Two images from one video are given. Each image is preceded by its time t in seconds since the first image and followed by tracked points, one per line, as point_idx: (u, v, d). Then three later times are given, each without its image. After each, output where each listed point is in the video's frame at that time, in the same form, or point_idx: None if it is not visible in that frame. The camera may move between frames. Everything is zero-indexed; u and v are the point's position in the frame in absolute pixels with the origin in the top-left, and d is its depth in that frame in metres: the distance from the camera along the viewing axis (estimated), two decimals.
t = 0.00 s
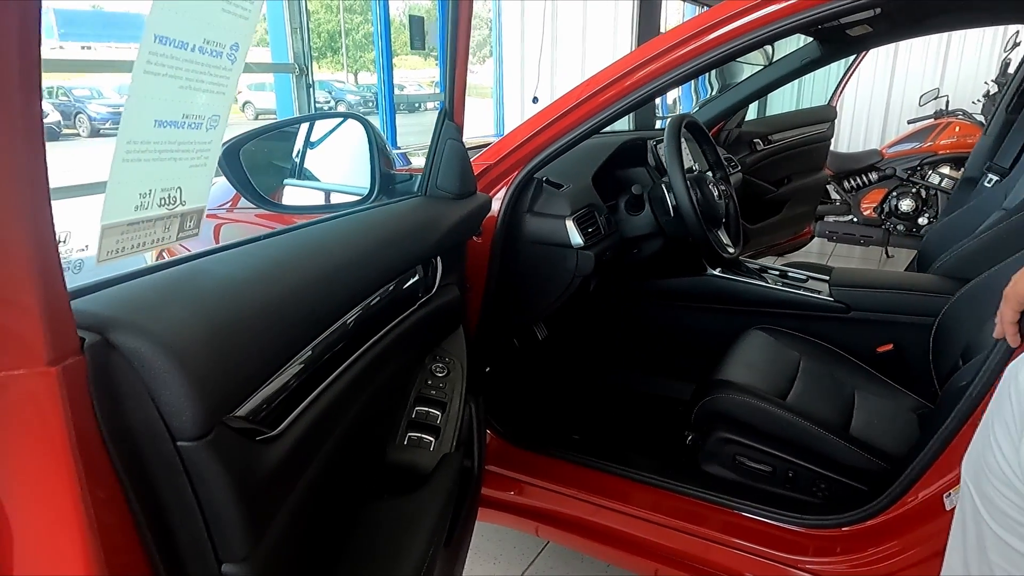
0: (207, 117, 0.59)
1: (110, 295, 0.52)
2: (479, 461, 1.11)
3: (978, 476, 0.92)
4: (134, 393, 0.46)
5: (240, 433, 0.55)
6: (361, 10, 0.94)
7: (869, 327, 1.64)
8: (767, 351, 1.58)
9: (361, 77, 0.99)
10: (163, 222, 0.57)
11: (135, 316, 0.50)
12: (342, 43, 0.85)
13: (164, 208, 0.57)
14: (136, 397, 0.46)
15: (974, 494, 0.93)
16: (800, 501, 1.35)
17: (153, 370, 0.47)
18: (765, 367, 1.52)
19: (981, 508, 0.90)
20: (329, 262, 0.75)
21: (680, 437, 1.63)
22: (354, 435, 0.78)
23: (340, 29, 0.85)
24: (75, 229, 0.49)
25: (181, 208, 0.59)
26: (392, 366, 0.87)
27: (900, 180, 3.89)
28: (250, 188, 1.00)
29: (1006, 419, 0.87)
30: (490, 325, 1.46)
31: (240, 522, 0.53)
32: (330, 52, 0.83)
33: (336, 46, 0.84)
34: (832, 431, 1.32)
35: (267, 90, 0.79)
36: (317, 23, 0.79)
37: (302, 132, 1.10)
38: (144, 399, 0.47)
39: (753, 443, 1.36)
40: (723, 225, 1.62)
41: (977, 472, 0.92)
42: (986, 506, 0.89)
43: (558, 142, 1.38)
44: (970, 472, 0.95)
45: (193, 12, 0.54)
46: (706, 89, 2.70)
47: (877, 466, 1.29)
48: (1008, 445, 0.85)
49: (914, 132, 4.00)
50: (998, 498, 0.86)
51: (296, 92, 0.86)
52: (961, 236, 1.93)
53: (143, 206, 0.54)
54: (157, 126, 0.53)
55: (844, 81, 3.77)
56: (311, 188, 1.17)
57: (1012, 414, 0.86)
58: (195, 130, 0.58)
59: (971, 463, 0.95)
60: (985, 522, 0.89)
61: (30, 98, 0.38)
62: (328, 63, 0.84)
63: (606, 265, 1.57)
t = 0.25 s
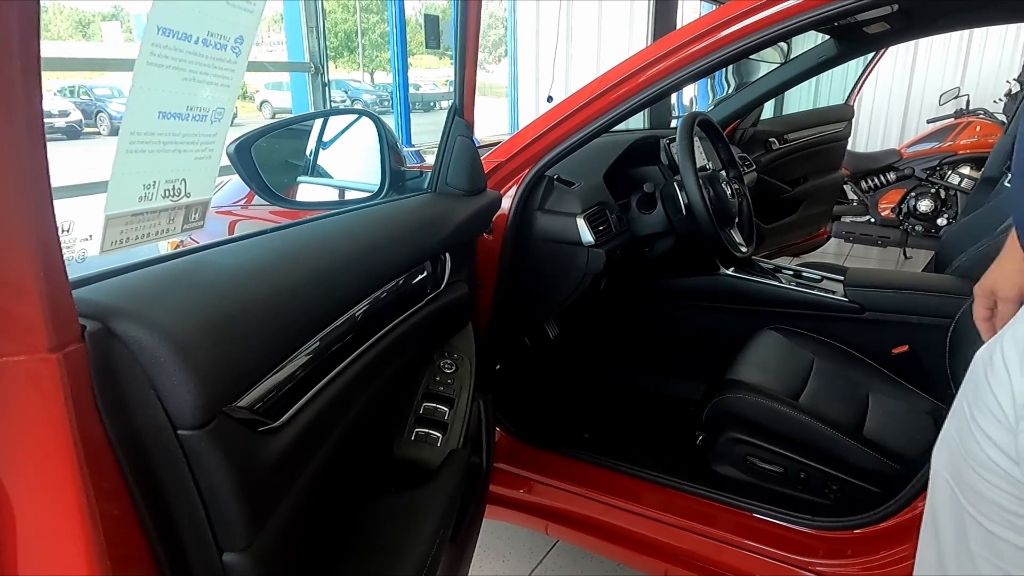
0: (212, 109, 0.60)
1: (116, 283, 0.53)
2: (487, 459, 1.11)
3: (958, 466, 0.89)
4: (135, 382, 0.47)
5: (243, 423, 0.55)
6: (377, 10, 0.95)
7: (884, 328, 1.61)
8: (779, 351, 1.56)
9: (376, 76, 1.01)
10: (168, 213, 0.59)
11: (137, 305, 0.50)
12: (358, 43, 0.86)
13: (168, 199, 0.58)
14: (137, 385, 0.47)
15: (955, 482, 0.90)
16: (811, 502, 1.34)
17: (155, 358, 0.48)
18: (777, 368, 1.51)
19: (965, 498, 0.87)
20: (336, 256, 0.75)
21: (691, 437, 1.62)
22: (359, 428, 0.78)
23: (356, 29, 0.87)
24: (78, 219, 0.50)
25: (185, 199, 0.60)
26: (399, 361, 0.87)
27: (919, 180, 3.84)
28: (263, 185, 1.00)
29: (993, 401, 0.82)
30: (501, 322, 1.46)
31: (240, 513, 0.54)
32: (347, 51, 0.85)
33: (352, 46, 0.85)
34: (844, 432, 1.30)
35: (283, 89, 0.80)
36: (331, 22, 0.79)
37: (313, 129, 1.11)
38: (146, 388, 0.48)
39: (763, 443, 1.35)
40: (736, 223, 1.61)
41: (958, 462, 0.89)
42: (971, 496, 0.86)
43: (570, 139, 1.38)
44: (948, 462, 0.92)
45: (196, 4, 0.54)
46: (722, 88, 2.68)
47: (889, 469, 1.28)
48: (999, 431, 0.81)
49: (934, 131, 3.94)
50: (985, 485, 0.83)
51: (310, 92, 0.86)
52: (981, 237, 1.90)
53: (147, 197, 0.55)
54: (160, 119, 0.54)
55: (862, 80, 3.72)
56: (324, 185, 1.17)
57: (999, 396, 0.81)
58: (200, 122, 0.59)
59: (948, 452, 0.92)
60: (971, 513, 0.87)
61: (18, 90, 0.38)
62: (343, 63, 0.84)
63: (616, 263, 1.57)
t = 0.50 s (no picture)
0: (236, 107, 0.61)
1: (143, 276, 0.54)
2: (503, 456, 1.12)
3: (946, 456, 0.85)
4: (159, 370, 0.48)
5: (263, 414, 0.57)
6: (397, 10, 0.99)
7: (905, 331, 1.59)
8: (798, 353, 1.55)
9: (396, 75, 1.07)
10: (192, 209, 0.61)
11: (163, 298, 0.51)
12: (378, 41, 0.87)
13: (193, 195, 0.60)
14: (162, 374, 0.49)
15: (946, 473, 0.85)
16: (828, 505, 1.33)
17: (179, 350, 0.49)
18: (795, 370, 1.49)
19: (956, 489, 0.83)
20: (355, 253, 0.76)
21: (707, 438, 1.61)
22: (375, 423, 0.79)
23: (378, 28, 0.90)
24: (106, 213, 0.51)
25: (208, 195, 0.62)
26: (416, 356, 0.88)
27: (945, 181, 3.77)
28: (285, 183, 1.02)
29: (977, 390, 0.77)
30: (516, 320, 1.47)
31: (259, 502, 0.55)
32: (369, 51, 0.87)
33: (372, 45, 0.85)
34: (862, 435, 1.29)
35: (306, 89, 0.83)
36: (354, 22, 0.81)
37: (334, 128, 1.13)
38: (170, 378, 0.49)
39: (781, 445, 1.34)
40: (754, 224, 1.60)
41: (945, 452, 0.85)
42: (962, 487, 0.82)
43: (589, 138, 1.38)
44: (937, 453, 0.88)
45: (221, 7, 0.56)
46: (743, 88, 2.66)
47: (909, 473, 1.26)
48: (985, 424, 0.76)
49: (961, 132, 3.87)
50: (978, 479, 0.78)
51: (332, 90, 0.87)
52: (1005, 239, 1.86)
53: (172, 192, 0.58)
54: (186, 116, 0.56)
55: (886, 80, 3.68)
56: (345, 184, 1.18)
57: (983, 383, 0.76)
58: (223, 118, 0.60)
59: (936, 442, 0.87)
60: (964, 503, 0.83)
61: (48, 93, 0.40)
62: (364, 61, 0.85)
63: (633, 263, 1.57)
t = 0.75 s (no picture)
0: (251, 113, 0.63)
1: (157, 284, 0.55)
2: (512, 458, 1.13)
3: (951, 464, 0.86)
4: (170, 374, 0.50)
5: (272, 416, 0.58)
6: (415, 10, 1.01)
7: (921, 336, 1.57)
8: (811, 357, 1.54)
9: (414, 76, 1.07)
10: (204, 216, 0.61)
11: (175, 304, 0.53)
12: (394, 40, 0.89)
13: (205, 203, 0.61)
14: (174, 378, 0.50)
15: (950, 482, 0.86)
16: (840, 511, 1.32)
17: (190, 355, 0.51)
18: (808, 374, 1.49)
19: (960, 496, 0.84)
20: (366, 257, 0.77)
21: (718, 442, 1.61)
22: (385, 425, 0.80)
23: (395, 29, 0.92)
24: (121, 222, 0.53)
25: (221, 203, 0.63)
26: (426, 358, 0.89)
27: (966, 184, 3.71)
28: (299, 185, 1.03)
29: (979, 400, 0.78)
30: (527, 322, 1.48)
31: (267, 500, 0.56)
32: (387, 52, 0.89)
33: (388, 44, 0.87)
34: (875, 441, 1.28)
35: (324, 89, 0.84)
36: (372, 23, 0.83)
37: (349, 131, 1.14)
38: (182, 381, 0.50)
39: (792, 450, 1.34)
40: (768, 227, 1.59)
41: (949, 459, 0.86)
42: (967, 494, 0.83)
43: (604, 140, 1.38)
44: (941, 463, 0.89)
45: (233, 20, 0.58)
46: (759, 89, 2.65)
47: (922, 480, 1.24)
48: (987, 435, 0.77)
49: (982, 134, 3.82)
50: (981, 485, 0.80)
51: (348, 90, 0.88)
52: None
53: (186, 201, 0.58)
54: (198, 127, 0.57)
55: (905, 81, 3.64)
56: (359, 185, 1.19)
57: (984, 395, 0.77)
58: (236, 126, 0.62)
59: (940, 451, 0.89)
60: (969, 511, 0.84)
61: (64, 99, 0.41)
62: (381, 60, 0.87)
63: (645, 266, 1.57)
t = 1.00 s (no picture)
0: (240, 115, 0.63)
1: (147, 283, 0.56)
2: (511, 454, 1.13)
3: (932, 479, 0.80)
4: (156, 374, 0.50)
5: (260, 415, 0.58)
6: (422, 8, 1.02)
7: (925, 336, 1.56)
8: (813, 356, 1.53)
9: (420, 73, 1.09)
10: (194, 216, 0.62)
11: (161, 303, 0.53)
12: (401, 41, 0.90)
13: (194, 203, 0.61)
14: (159, 376, 0.50)
15: (932, 496, 0.80)
16: (839, 510, 1.32)
17: (176, 354, 0.51)
18: (810, 373, 1.48)
19: (950, 515, 0.78)
20: (359, 255, 0.77)
21: (719, 441, 1.60)
22: (379, 423, 0.81)
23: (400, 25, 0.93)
24: (108, 222, 0.54)
25: (211, 202, 0.63)
26: (423, 356, 0.89)
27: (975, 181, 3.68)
28: (300, 182, 1.04)
29: (967, 417, 0.72)
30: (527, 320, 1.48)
31: (254, 498, 0.56)
32: (393, 48, 0.89)
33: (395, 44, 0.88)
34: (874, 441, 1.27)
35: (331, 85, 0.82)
36: (377, 20, 0.85)
37: (351, 128, 1.14)
38: (167, 379, 0.51)
39: (791, 449, 1.34)
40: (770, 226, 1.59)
41: (930, 474, 0.80)
42: (956, 512, 0.77)
43: (606, 138, 1.37)
44: (918, 476, 0.82)
45: (225, 21, 0.57)
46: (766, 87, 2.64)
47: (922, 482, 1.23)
48: (979, 451, 0.72)
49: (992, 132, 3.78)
50: (971, 501, 0.74)
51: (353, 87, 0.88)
52: None
53: (174, 200, 0.59)
54: (186, 127, 0.58)
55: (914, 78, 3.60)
56: (360, 183, 1.19)
57: (974, 412, 0.71)
58: (223, 128, 0.62)
59: (916, 464, 0.82)
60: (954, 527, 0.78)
61: (48, 98, 0.41)
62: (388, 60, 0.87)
63: (646, 264, 1.56)
